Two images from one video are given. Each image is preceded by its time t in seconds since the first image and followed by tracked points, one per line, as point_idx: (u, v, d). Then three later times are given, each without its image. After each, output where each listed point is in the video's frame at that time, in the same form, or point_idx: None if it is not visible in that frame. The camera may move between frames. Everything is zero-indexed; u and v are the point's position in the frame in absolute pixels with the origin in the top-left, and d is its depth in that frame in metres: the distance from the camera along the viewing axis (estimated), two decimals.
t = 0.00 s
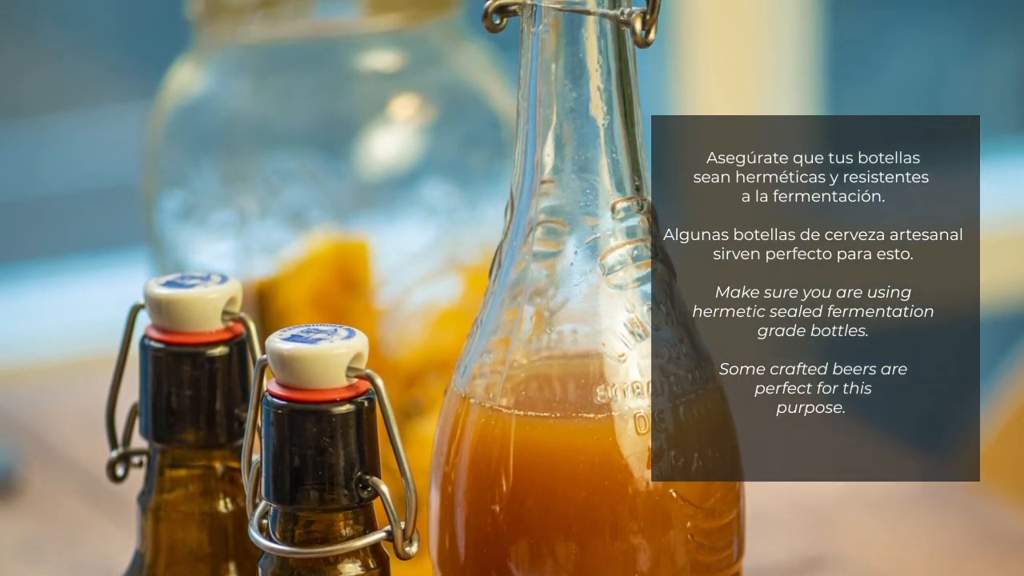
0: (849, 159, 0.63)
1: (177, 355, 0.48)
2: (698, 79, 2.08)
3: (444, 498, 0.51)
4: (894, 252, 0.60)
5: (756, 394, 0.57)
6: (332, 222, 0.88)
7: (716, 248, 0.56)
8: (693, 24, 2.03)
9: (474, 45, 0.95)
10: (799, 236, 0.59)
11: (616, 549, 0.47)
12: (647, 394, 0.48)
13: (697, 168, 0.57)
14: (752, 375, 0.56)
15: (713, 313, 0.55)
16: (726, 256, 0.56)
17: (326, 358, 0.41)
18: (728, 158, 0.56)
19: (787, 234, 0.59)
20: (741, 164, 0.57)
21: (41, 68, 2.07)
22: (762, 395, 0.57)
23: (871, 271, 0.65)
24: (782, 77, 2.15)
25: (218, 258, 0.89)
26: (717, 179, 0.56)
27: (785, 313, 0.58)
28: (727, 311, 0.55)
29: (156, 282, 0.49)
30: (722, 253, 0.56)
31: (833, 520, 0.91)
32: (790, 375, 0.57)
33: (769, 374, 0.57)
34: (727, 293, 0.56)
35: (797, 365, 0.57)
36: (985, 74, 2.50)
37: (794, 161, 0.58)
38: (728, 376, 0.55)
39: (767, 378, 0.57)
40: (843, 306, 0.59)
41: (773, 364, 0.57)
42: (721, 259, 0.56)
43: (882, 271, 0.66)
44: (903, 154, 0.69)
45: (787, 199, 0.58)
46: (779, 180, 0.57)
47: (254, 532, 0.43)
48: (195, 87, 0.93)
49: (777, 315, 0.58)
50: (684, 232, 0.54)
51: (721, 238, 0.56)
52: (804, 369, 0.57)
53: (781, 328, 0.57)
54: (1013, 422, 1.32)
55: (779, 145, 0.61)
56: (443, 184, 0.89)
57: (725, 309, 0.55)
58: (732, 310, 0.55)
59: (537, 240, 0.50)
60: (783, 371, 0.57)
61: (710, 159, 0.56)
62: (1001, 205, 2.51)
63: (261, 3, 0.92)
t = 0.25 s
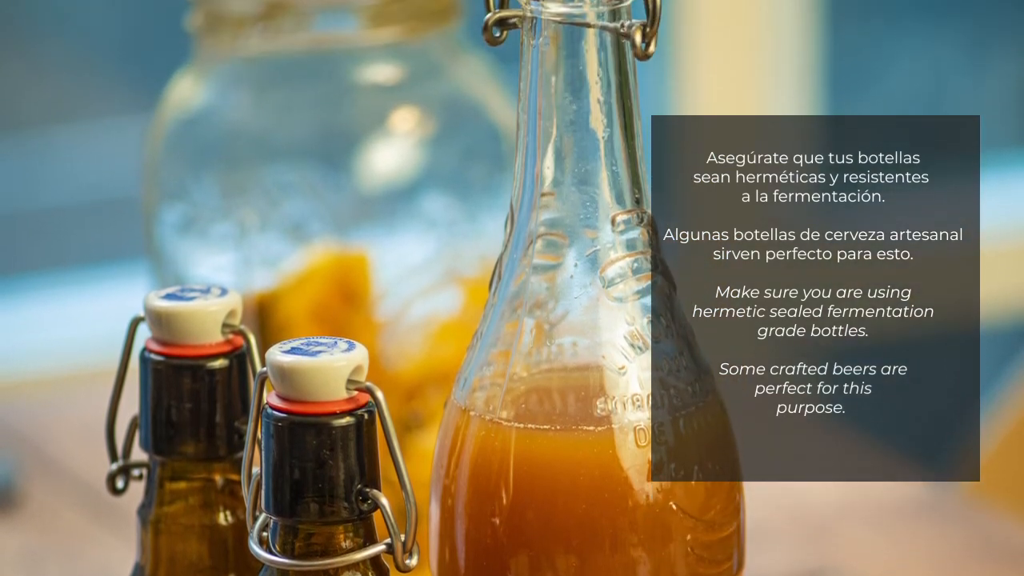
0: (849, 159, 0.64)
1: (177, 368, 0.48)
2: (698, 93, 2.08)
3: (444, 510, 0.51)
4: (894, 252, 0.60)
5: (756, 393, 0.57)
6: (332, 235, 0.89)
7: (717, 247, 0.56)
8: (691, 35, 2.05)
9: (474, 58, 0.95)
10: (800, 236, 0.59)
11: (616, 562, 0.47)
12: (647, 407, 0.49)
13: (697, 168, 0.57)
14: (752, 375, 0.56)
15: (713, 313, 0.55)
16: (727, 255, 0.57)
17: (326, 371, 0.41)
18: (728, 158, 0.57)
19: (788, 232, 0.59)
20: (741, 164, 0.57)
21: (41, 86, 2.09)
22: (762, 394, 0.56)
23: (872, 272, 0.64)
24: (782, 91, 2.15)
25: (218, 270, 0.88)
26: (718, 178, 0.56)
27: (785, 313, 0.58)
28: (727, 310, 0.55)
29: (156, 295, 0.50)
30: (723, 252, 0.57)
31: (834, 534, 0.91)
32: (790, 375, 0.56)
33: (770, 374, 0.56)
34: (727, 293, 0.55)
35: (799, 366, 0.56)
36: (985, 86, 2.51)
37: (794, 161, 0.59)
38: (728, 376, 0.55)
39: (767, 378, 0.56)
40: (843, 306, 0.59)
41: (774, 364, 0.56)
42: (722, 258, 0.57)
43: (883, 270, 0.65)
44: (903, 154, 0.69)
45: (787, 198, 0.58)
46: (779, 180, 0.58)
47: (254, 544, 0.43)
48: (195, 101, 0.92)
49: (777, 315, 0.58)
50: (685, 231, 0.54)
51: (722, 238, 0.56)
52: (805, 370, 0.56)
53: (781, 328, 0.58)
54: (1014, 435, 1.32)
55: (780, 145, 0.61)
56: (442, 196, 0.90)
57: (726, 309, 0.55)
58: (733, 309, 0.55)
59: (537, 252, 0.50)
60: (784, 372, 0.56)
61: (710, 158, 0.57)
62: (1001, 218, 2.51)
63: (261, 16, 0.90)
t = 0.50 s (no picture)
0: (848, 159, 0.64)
1: (177, 380, 0.48)
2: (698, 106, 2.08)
3: (444, 523, 0.51)
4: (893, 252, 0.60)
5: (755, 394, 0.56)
6: (332, 247, 0.89)
7: (717, 247, 0.57)
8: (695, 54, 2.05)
9: (474, 71, 0.96)
10: (800, 235, 0.59)
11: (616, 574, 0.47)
12: (647, 419, 0.49)
13: (697, 168, 0.57)
14: (752, 375, 0.56)
15: (713, 312, 0.56)
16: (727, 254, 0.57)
17: (326, 383, 0.41)
18: (728, 157, 0.57)
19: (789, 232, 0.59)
20: (741, 164, 0.57)
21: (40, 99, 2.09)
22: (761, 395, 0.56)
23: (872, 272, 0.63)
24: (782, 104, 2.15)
25: (218, 283, 0.88)
26: (718, 178, 0.56)
27: (785, 313, 0.58)
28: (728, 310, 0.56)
29: (156, 307, 0.50)
30: (723, 252, 0.57)
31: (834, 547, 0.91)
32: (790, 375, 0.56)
33: (769, 374, 0.56)
34: (728, 293, 0.56)
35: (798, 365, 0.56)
36: (986, 99, 2.53)
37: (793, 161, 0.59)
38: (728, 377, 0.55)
39: (767, 378, 0.56)
40: (843, 306, 0.59)
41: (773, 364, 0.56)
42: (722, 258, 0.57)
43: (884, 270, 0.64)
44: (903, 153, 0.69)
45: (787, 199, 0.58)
46: (778, 180, 0.58)
47: (254, 557, 0.43)
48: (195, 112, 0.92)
49: (777, 315, 0.58)
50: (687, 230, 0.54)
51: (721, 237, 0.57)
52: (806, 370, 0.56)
53: (781, 328, 0.58)
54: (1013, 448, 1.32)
55: (779, 145, 0.60)
56: (442, 209, 0.90)
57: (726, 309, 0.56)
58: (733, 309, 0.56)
59: (537, 265, 0.50)
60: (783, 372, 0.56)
61: (710, 158, 0.57)
62: (1001, 231, 2.51)
63: (261, 29, 0.91)
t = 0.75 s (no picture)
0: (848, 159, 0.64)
1: (177, 393, 0.48)
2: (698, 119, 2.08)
3: (444, 536, 0.51)
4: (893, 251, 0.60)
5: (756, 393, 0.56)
6: (333, 260, 0.90)
7: (717, 247, 0.56)
8: (692, 69, 2.07)
9: (474, 83, 0.96)
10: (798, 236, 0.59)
11: None
12: (647, 432, 0.49)
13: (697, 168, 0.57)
14: (751, 375, 0.55)
15: (714, 312, 0.55)
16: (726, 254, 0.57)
17: (326, 396, 0.41)
18: (728, 158, 0.57)
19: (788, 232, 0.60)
20: (740, 164, 0.57)
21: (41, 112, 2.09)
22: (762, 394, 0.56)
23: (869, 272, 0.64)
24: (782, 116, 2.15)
25: (218, 295, 0.89)
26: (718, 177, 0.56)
27: (785, 313, 0.58)
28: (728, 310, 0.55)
29: (156, 319, 0.50)
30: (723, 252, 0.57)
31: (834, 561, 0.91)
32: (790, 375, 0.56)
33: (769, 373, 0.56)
34: (728, 293, 0.56)
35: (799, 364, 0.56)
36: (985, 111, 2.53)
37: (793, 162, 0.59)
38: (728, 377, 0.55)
39: (767, 377, 0.56)
40: (843, 306, 0.59)
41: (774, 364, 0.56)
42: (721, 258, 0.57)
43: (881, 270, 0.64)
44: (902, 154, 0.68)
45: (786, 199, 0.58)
46: (778, 180, 0.58)
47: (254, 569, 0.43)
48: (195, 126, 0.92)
49: (777, 315, 0.58)
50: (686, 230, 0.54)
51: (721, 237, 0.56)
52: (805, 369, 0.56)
53: (781, 328, 0.58)
54: (1012, 460, 1.32)
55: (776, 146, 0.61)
56: (442, 222, 0.91)
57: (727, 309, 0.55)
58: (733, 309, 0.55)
59: (537, 277, 0.51)
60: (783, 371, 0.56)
61: (710, 158, 0.57)
62: (1000, 243, 2.52)
63: (261, 41, 0.90)
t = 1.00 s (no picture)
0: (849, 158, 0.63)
1: (177, 406, 0.48)
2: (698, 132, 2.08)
3: (444, 548, 0.51)
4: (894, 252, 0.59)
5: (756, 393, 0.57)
6: (332, 273, 0.90)
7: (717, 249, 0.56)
8: (692, 83, 2.08)
9: (474, 96, 0.96)
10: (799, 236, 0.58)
11: None
12: (647, 444, 0.49)
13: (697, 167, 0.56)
14: (752, 375, 0.55)
15: (714, 313, 0.55)
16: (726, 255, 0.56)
17: (325, 408, 0.41)
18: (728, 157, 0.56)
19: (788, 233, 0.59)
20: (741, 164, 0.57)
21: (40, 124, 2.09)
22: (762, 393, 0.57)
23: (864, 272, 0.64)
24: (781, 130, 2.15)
25: (219, 307, 0.89)
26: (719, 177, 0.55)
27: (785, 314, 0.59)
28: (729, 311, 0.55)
29: (156, 332, 0.50)
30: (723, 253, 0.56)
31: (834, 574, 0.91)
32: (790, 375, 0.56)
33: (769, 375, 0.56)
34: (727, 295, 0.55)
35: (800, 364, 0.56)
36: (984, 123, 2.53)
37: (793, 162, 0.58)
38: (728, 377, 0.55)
39: (767, 378, 0.56)
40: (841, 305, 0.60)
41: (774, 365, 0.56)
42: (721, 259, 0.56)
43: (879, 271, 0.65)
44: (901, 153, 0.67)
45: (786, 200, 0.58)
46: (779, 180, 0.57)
47: None
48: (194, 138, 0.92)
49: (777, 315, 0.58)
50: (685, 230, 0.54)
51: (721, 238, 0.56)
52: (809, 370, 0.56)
53: (780, 328, 0.58)
54: (1013, 472, 1.31)
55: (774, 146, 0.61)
56: (441, 235, 0.91)
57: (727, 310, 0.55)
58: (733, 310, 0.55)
59: (537, 290, 0.51)
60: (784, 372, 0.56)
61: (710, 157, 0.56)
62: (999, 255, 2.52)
63: (260, 54, 0.89)
